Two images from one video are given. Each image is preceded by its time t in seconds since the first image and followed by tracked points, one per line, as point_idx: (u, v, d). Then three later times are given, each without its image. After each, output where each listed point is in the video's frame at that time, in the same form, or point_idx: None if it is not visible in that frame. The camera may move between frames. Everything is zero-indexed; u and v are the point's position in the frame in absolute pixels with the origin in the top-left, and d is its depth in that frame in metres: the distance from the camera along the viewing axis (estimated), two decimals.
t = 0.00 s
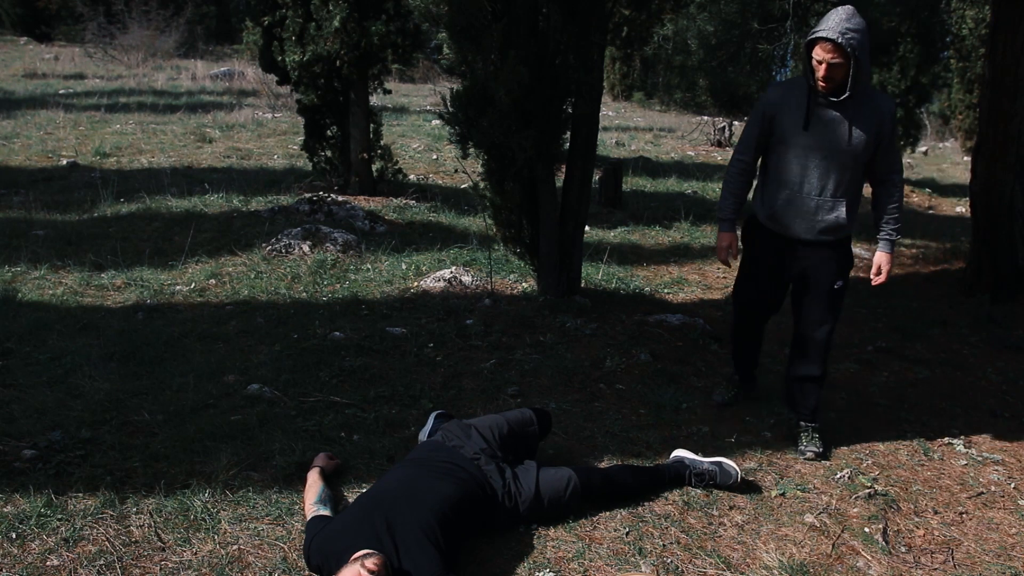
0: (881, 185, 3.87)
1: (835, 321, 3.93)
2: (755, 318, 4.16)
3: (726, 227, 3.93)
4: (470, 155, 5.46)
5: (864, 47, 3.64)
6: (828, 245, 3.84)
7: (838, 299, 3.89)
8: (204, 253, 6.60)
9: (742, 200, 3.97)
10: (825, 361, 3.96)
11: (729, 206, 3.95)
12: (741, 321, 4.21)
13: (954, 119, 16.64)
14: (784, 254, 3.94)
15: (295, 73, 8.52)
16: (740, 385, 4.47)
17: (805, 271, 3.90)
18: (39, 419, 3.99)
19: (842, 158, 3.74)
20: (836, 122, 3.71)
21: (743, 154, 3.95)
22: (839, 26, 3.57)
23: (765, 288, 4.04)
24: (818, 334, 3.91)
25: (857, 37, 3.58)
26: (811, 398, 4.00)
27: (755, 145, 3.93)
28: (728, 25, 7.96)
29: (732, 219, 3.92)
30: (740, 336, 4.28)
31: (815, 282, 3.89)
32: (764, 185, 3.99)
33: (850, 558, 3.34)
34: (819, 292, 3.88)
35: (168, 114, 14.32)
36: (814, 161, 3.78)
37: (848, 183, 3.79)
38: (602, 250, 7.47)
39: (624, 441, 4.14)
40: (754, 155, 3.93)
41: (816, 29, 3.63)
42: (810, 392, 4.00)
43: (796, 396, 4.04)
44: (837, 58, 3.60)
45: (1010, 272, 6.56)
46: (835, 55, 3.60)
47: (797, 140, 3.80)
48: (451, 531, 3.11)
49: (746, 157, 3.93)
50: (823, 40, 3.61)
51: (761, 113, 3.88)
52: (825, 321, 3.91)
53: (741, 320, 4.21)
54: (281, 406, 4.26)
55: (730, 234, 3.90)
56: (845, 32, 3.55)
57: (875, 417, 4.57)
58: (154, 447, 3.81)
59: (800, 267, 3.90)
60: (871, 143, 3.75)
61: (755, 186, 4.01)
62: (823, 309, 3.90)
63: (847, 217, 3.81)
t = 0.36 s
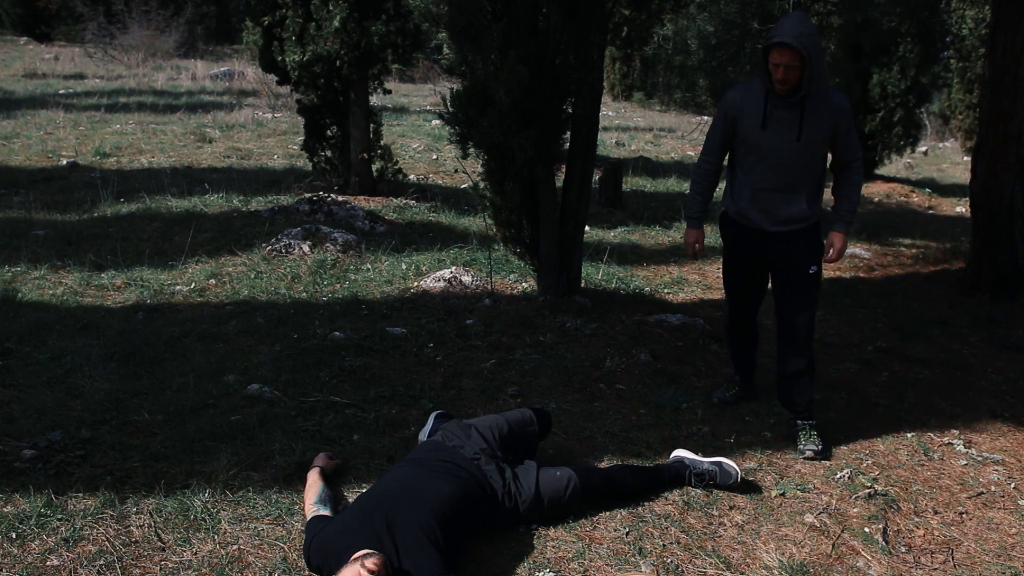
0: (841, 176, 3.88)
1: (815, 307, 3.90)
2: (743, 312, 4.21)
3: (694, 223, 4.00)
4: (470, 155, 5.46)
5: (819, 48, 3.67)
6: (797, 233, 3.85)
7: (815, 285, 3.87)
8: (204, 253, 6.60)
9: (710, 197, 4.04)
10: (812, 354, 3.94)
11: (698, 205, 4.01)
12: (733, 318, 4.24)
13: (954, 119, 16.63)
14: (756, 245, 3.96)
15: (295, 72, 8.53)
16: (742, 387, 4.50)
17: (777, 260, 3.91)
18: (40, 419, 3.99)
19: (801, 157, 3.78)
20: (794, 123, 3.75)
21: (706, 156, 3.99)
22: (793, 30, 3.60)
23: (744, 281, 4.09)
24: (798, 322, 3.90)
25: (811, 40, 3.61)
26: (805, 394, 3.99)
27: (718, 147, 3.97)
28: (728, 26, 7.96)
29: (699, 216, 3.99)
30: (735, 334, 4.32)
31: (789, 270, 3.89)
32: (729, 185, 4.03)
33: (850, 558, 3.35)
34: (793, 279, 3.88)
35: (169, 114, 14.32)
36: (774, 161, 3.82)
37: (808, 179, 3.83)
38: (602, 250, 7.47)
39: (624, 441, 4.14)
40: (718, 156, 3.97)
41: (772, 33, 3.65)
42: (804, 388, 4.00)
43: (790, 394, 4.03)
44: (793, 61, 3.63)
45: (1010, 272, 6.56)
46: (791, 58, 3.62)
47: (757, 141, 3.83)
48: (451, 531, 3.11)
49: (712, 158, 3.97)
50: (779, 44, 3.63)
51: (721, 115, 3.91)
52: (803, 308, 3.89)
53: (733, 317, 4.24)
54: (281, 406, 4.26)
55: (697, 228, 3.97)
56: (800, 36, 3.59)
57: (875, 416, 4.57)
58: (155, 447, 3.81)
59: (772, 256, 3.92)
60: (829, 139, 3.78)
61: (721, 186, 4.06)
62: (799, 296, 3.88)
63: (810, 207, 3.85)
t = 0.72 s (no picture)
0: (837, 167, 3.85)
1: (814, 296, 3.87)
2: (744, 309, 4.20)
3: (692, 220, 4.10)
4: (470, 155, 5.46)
5: (808, 47, 3.67)
6: (791, 227, 3.84)
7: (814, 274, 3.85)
8: (204, 253, 6.60)
9: (707, 196, 4.10)
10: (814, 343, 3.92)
11: (694, 204, 4.09)
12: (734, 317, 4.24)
13: (954, 119, 16.63)
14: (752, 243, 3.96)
15: (295, 73, 8.53)
16: (743, 386, 4.51)
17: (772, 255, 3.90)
18: (40, 418, 3.99)
19: (792, 155, 3.79)
20: (784, 122, 3.76)
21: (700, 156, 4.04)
22: (781, 29, 3.60)
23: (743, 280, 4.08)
24: (798, 313, 3.87)
25: (798, 40, 3.61)
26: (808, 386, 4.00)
27: (711, 147, 4.01)
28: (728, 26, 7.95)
29: (698, 212, 4.08)
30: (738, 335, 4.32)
31: (787, 261, 3.87)
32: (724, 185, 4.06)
33: (850, 558, 3.34)
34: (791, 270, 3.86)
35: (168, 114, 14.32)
36: (765, 159, 3.83)
37: (800, 175, 3.83)
38: (602, 250, 7.47)
39: (624, 441, 4.14)
40: (711, 155, 4.01)
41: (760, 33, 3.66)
42: (806, 380, 4.00)
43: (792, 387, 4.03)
44: (780, 61, 3.64)
45: (1010, 272, 6.56)
46: (779, 58, 3.63)
47: (748, 141, 3.85)
48: (451, 532, 3.11)
49: (705, 157, 4.03)
50: (767, 44, 3.64)
51: (712, 114, 3.94)
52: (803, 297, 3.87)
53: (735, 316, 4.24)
54: (281, 406, 4.26)
55: (697, 224, 4.07)
56: (786, 36, 3.59)
57: (874, 416, 4.58)
58: (155, 447, 3.81)
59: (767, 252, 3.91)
60: (820, 137, 3.78)
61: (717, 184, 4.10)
62: (798, 286, 3.86)
63: (804, 201, 3.83)
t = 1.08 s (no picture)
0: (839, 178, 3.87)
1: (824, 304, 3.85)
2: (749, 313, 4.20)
3: (695, 229, 4.08)
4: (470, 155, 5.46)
5: (819, 55, 3.63)
6: (800, 234, 3.85)
7: (824, 282, 3.84)
8: (204, 253, 6.60)
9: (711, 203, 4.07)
10: (822, 349, 3.86)
11: (699, 211, 4.06)
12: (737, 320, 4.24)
13: (954, 119, 16.62)
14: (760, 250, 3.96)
15: (295, 73, 8.53)
16: (743, 386, 4.50)
17: (782, 262, 3.91)
18: (39, 418, 3.99)
19: (800, 163, 3.78)
20: (793, 129, 3.74)
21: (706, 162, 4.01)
22: (794, 37, 3.56)
23: (750, 285, 4.09)
24: (806, 319, 3.84)
25: (811, 46, 3.58)
26: (819, 400, 3.88)
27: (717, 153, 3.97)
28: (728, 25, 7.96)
29: (703, 222, 4.06)
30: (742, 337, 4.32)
31: (796, 269, 3.88)
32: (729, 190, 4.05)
33: (850, 558, 3.35)
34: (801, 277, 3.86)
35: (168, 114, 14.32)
36: (772, 167, 3.82)
37: (806, 182, 3.84)
38: (602, 250, 7.48)
39: (624, 441, 4.14)
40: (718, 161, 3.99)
41: (771, 40, 3.61)
42: (816, 393, 3.88)
43: (800, 399, 3.93)
44: (792, 69, 3.60)
45: (1010, 273, 6.56)
46: (791, 66, 3.59)
47: (755, 148, 3.84)
48: (451, 532, 3.11)
49: (711, 163, 3.99)
50: (778, 52, 3.60)
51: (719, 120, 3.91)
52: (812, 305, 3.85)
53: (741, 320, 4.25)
54: (281, 406, 4.26)
55: (700, 236, 4.06)
56: (798, 42, 3.55)
57: (875, 416, 4.58)
58: (155, 447, 3.81)
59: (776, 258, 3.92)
60: (828, 145, 3.77)
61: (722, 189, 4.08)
62: (808, 293, 3.85)
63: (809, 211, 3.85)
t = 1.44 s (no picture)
0: (881, 189, 3.67)
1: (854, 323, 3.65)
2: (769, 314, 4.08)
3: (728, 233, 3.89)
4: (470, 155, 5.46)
5: (866, 54, 3.44)
6: (835, 248, 3.66)
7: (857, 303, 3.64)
8: (204, 253, 6.60)
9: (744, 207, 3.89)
10: (841, 368, 3.67)
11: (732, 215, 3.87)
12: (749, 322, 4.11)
13: (954, 119, 16.62)
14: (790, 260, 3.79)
15: (295, 73, 8.53)
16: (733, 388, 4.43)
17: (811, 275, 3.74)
18: (39, 418, 3.99)
19: (842, 171, 3.58)
20: (836, 134, 3.54)
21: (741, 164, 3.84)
22: (838, 35, 3.38)
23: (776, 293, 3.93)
24: (831, 338, 3.66)
25: (858, 46, 3.39)
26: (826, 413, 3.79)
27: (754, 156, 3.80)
28: (728, 25, 7.95)
29: (736, 226, 3.87)
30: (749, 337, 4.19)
31: (830, 285, 3.68)
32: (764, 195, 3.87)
33: (850, 558, 3.35)
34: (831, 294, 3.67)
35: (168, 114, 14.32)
36: (813, 172, 3.63)
37: (847, 191, 3.64)
38: (602, 250, 7.47)
39: (624, 441, 4.14)
40: (751, 164, 3.81)
41: (814, 38, 3.44)
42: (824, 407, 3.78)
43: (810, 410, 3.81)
44: (837, 69, 3.42)
45: (1010, 272, 6.56)
46: (835, 66, 3.41)
47: (795, 152, 3.64)
48: (451, 532, 3.11)
49: (745, 166, 3.82)
50: (822, 50, 3.41)
51: (758, 122, 3.73)
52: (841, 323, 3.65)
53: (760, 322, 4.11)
54: (281, 406, 4.26)
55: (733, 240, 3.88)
56: (845, 41, 3.37)
57: (875, 416, 4.57)
58: (155, 447, 3.81)
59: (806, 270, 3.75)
60: (872, 152, 3.57)
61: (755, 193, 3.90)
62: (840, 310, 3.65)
63: (849, 224, 3.66)
